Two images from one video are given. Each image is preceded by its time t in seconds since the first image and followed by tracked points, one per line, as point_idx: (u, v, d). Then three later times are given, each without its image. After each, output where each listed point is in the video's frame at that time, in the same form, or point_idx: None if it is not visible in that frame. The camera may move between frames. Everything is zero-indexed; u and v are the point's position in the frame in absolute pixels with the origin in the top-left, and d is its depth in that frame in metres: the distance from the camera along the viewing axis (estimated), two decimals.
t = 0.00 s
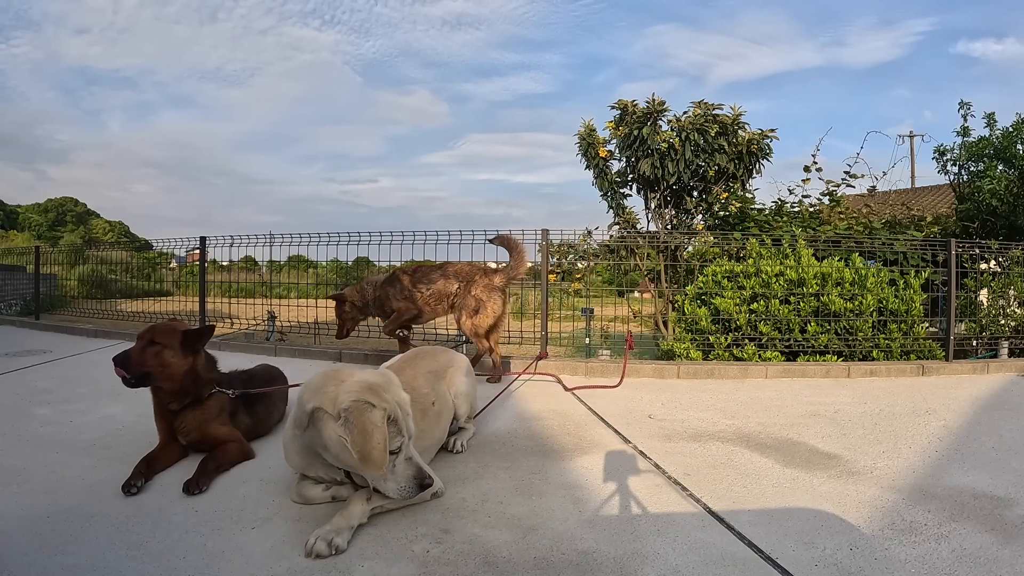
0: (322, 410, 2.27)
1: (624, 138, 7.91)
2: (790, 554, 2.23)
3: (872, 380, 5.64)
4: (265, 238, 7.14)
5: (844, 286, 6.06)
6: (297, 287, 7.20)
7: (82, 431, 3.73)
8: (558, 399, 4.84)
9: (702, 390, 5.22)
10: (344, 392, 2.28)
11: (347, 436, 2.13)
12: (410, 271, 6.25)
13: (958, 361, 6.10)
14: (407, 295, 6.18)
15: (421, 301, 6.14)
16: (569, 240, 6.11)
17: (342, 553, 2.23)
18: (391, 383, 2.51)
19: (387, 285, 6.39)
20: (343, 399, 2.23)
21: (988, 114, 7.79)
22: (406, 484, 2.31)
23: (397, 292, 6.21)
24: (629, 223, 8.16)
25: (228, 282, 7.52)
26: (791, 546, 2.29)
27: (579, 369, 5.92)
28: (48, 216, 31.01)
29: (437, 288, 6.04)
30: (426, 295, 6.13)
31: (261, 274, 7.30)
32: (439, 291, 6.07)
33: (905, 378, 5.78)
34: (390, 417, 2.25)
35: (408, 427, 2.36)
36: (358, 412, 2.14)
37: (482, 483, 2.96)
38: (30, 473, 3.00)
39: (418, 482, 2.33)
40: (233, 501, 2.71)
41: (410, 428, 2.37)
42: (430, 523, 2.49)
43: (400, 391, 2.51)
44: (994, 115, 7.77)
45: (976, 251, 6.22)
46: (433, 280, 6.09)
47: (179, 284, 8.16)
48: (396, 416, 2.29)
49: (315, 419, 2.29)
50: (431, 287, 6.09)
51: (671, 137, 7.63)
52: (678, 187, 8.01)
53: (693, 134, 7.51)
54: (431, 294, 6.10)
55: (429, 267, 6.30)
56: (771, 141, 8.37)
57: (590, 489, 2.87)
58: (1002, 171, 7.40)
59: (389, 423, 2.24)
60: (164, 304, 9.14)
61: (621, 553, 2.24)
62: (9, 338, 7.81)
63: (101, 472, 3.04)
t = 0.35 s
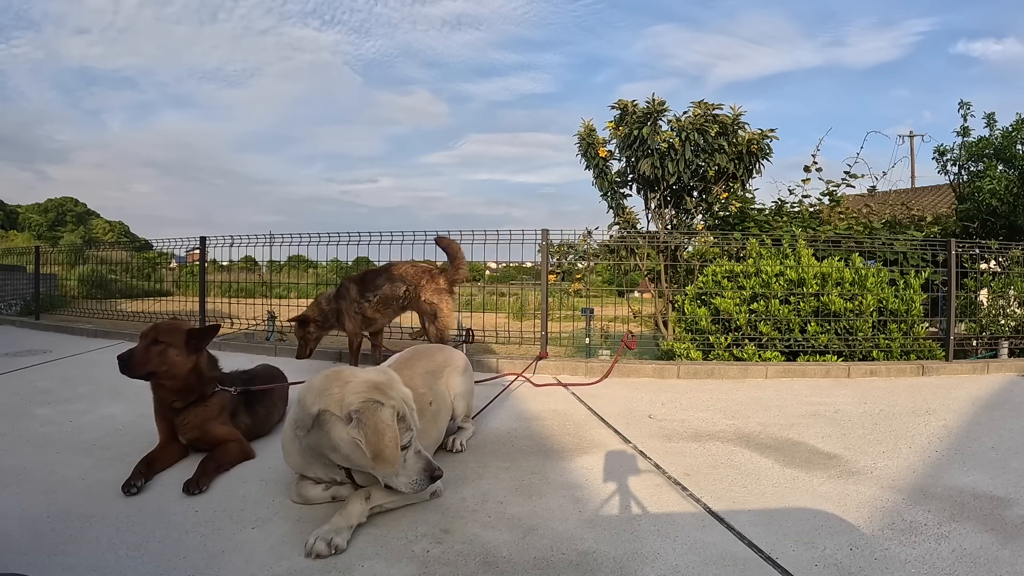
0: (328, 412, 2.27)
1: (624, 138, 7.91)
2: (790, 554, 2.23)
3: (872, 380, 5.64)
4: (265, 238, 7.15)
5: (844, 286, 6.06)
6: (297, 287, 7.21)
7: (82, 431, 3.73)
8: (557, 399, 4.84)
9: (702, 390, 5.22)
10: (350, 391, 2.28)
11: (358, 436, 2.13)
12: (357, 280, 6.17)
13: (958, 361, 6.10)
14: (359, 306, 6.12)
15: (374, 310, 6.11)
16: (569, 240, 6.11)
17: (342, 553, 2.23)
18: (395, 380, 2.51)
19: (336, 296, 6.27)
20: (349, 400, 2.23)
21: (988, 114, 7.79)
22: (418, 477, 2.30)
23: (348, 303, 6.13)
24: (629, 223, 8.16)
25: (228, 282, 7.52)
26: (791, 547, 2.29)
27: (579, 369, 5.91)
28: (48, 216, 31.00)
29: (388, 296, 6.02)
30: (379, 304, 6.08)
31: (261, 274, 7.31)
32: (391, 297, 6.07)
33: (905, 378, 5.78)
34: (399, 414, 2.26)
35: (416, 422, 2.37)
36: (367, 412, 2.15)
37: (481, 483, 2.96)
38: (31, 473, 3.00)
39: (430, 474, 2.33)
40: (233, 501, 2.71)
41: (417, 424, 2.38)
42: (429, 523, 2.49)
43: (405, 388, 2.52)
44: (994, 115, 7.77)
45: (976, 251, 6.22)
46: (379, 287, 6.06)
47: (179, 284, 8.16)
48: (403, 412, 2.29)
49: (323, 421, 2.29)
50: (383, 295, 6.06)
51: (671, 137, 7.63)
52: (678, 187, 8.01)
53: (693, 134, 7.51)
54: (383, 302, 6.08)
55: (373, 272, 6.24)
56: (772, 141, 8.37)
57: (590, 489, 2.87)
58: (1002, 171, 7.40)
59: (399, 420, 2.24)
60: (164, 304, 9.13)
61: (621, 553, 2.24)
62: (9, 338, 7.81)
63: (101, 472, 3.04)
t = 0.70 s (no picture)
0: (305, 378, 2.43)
1: (624, 138, 7.91)
2: (789, 554, 2.23)
3: (872, 380, 5.65)
4: (265, 238, 7.14)
5: (844, 286, 6.06)
6: (297, 287, 7.20)
7: (82, 431, 3.73)
8: (557, 399, 4.84)
9: (702, 390, 5.22)
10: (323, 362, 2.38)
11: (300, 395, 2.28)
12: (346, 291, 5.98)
13: (958, 361, 6.10)
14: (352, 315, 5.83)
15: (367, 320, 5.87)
16: (569, 240, 6.11)
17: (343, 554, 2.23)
18: (388, 366, 2.42)
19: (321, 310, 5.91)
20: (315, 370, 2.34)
21: (988, 114, 7.79)
22: (359, 478, 2.16)
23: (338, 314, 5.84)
24: (629, 223, 8.16)
25: (228, 282, 7.52)
26: (791, 546, 2.29)
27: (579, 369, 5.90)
28: (48, 216, 31.00)
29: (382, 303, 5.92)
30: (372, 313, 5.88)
31: (261, 274, 7.31)
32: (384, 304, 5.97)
33: (905, 378, 5.79)
34: (350, 392, 2.24)
35: (383, 416, 2.26)
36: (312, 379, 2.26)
37: (481, 483, 2.96)
38: (31, 473, 3.01)
39: (373, 480, 2.15)
40: (233, 501, 2.71)
41: (381, 417, 2.25)
42: (430, 523, 2.50)
43: (395, 378, 2.40)
44: (995, 115, 7.77)
45: (976, 251, 6.22)
46: (372, 298, 5.96)
47: (179, 284, 8.16)
48: (362, 396, 2.23)
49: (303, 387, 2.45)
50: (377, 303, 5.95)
51: (671, 137, 7.63)
52: (678, 187, 8.01)
53: (693, 134, 7.50)
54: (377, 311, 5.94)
55: (360, 283, 6.15)
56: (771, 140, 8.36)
57: (590, 489, 2.87)
58: (1002, 171, 7.40)
59: (345, 398, 2.23)
60: (164, 304, 9.12)
61: (621, 553, 2.24)
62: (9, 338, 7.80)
63: (101, 472, 3.04)
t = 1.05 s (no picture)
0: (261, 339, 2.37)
1: (624, 138, 7.91)
2: (790, 554, 2.23)
3: (872, 380, 5.65)
4: (265, 238, 7.14)
5: (844, 286, 6.06)
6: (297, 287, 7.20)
7: (82, 431, 3.73)
8: (557, 399, 4.84)
9: (702, 390, 5.23)
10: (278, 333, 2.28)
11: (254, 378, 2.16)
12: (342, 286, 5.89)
13: (958, 361, 6.10)
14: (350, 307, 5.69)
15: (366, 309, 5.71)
16: (569, 240, 6.11)
17: (342, 554, 2.23)
18: (347, 334, 2.34)
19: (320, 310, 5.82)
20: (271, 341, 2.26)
21: (988, 114, 7.79)
22: (325, 451, 2.23)
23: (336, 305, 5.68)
24: (629, 223, 8.16)
25: (228, 282, 7.53)
26: (791, 546, 2.29)
27: (580, 368, 5.90)
28: (48, 216, 31.00)
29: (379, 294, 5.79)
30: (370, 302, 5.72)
31: (261, 274, 7.31)
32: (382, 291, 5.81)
33: (905, 378, 5.79)
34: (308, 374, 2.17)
35: (349, 394, 2.24)
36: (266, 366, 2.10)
37: (481, 483, 2.96)
38: (31, 473, 3.01)
39: (339, 453, 2.23)
40: (232, 501, 2.71)
41: (345, 394, 2.24)
42: (430, 523, 2.49)
43: (356, 346, 2.34)
44: (994, 115, 7.78)
45: (976, 251, 6.22)
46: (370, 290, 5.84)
47: (179, 284, 8.16)
48: (325, 378, 2.18)
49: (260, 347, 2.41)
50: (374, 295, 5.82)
51: (671, 137, 7.63)
52: (678, 187, 8.01)
53: (693, 134, 7.50)
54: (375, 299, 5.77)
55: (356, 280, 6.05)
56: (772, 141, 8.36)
57: (590, 489, 2.87)
58: (1002, 171, 7.40)
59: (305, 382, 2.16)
60: (164, 304, 9.11)
61: (621, 553, 2.24)
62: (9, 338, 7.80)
63: (101, 472, 3.04)
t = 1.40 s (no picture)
0: (357, 361, 2.47)
1: (624, 138, 7.91)
2: (790, 554, 2.23)
3: (872, 380, 5.65)
4: (265, 238, 7.13)
5: (844, 286, 6.06)
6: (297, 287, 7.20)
7: (82, 430, 3.73)
8: (557, 399, 4.83)
9: (702, 389, 5.23)
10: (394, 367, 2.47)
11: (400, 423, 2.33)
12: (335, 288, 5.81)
13: (958, 361, 6.10)
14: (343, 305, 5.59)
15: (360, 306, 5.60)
16: (569, 240, 6.11)
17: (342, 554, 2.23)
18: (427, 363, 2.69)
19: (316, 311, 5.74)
20: (390, 373, 2.46)
21: (989, 114, 7.78)
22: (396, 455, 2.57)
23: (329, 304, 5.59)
24: (629, 223, 8.16)
25: (228, 282, 7.53)
26: (791, 546, 2.29)
27: (580, 368, 5.90)
28: (48, 216, 31.00)
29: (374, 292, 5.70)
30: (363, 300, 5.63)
31: (260, 274, 7.31)
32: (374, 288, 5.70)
33: (905, 378, 5.79)
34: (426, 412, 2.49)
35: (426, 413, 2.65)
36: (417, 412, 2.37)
37: (481, 483, 2.96)
38: (31, 473, 3.01)
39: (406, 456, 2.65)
40: (233, 501, 2.71)
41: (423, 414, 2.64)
42: (430, 523, 2.49)
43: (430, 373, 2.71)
44: (994, 115, 7.77)
45: (976, 251, 6.22)
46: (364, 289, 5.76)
47: (179, 284, 8.16)
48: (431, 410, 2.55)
49: (345, 367, 2.49)
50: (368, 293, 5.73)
51: (671, 137, 7.63)
52: (678, 187, 8.01)
53: (693, 134, 7.50)
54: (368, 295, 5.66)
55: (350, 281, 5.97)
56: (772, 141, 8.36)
57: (590, 489, 2.87)
58: (1002, 171, 7.40)
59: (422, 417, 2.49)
60: (163, 304, 9.10)
61: (621, 553, 2.24)
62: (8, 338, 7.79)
63: (102, 472, 3.04)
